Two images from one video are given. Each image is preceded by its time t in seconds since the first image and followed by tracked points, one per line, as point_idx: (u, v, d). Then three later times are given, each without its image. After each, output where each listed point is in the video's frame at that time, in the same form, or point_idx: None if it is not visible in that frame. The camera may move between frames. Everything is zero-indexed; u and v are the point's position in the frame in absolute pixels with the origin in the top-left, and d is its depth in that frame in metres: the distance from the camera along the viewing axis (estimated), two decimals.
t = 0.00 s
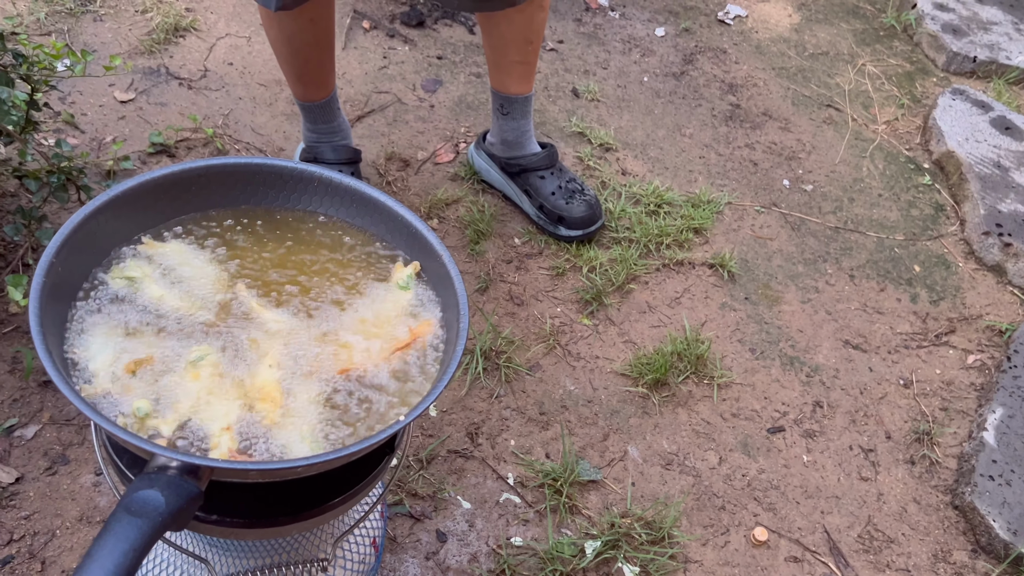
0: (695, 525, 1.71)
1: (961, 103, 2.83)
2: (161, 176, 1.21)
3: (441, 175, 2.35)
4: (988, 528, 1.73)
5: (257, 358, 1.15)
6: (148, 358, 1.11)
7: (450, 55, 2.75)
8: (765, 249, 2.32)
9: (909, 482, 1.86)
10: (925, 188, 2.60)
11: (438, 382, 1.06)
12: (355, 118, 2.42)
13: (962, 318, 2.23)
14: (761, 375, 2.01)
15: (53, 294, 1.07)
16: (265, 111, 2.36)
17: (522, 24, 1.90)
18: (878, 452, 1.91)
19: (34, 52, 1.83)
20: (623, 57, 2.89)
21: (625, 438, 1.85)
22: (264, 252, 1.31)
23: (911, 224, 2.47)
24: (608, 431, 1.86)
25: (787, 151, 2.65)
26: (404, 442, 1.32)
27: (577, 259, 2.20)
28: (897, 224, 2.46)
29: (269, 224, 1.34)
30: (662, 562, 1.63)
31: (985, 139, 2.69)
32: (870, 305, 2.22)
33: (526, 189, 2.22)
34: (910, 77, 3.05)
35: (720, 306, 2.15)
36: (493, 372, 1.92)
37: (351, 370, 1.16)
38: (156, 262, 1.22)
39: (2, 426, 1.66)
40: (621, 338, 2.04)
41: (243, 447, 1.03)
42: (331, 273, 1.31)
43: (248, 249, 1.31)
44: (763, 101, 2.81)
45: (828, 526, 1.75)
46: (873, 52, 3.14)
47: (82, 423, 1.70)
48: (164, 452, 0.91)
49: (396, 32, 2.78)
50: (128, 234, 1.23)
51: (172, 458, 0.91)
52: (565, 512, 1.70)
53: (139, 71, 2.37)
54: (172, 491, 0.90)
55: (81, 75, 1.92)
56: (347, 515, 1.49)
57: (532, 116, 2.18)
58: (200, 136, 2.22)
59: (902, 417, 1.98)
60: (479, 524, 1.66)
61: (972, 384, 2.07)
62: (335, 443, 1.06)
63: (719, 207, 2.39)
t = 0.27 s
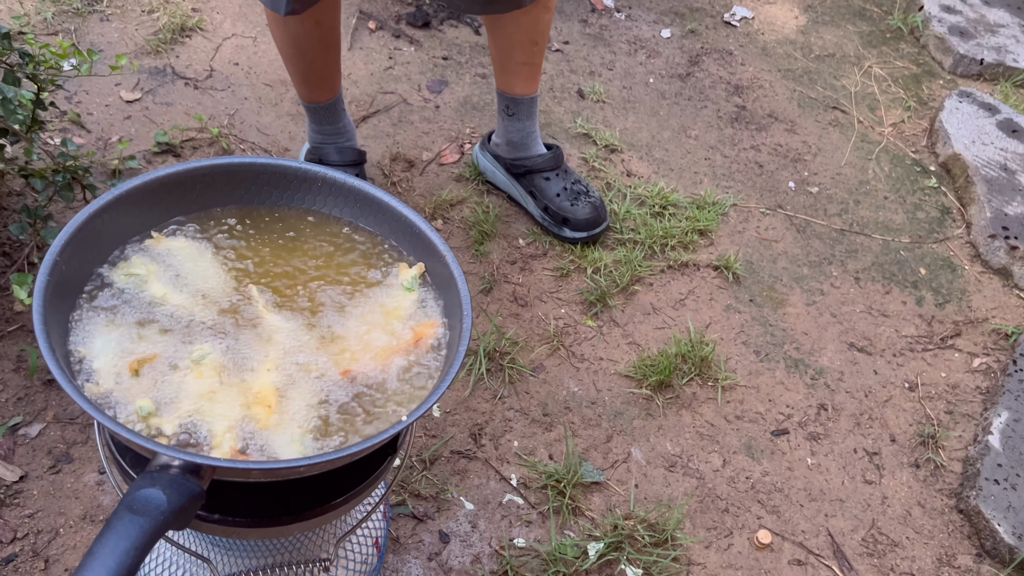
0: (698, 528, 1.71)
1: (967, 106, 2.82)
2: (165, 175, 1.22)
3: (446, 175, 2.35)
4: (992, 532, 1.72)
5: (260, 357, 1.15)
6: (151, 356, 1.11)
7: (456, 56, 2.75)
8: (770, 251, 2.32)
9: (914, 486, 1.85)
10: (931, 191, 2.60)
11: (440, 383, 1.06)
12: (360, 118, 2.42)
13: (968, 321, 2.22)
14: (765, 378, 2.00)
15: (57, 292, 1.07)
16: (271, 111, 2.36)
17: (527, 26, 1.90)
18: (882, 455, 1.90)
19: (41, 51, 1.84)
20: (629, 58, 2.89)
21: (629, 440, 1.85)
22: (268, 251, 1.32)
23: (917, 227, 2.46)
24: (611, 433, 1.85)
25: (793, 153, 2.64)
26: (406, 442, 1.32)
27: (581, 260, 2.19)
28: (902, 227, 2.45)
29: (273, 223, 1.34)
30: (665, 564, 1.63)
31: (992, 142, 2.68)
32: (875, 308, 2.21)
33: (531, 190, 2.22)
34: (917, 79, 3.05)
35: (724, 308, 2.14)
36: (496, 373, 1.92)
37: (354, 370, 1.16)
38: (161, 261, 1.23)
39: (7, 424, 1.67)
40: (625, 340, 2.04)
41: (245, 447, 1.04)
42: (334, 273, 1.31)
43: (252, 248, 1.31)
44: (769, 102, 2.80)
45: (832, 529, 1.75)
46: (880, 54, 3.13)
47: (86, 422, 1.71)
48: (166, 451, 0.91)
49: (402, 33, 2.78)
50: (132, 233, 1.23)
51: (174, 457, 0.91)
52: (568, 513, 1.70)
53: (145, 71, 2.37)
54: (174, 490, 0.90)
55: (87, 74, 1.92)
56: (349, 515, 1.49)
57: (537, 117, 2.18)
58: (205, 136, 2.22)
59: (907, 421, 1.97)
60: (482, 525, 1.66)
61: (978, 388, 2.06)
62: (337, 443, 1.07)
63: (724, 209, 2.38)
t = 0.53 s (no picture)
0: (700, 530, 1.70)
1: (973, 109, 2.81)
2: (168, 176, 1.22)
3: (450, 177, 2.35)
4: (996, 537, 1.72)
5: (261, 358, 1.15)
6: (153, 357, 1.11)
7: (460, 58, 2.75)
8: (774, 254, 2.31)
9: (917, 490, 1.84)
10: (936, 194, 2.59)
11: (441, 385, 1.07)
12: (365, 120, 2.43)
13: (972, 325, 2.21)
14: (768, 381, 2.00)
15: (60, 292, 1.08)
16: (275, 112, 2.37)
17: (534, 31, 1.90)
18: (885, 458, 1.89)
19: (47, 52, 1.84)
20: (633, 60, 2.89)
21: (631, 442, 1.84)
22: (271, 253, 1.32)
23: (922, 230, 2.46)
24: (614, 435, 1.85)
25: (797, 155, 2.63)
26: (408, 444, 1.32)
27: (585, 262, 2.19)
28: (907, 230, 2.45)
29: (275, 225, 1.34)
30: (666, 567, 1.63)
31: (997, 145, 2.67)
32: (879, 311, 2.21)
33: (533, 192, 2.22)
34: (922, 82, 3.04)
35: (728, 310, 2.14)
36: (499, 374, 1.92)
37: (355, 372, 1.17)
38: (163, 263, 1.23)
39: (10, 424, 1.67)
40: (628, 342, 2.04)
41: (246, 448, 1.04)
42: (337, 274, 1.31)
43: (254, 250, 1.31)
44: (774, 105, 2.80)
45: (835, 532, 1.74)
46: (885, 57, 3.12)
47: (89, 422, 1.72)
48: (167, 452, 0.91)
49: (406, 34, 2.78)
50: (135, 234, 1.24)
51: (174, 458, 0.91)
52: (570, 515, 1.69)
53: (150, 71, 2.38)
54: (174, 490, 0.90)
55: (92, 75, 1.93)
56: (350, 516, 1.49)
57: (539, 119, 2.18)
58: (210, 136, 2.23)
59: (910, 424, 1.97)
60: (483, 526, 1.66)
61: (982, 392, 2.06)
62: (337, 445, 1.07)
63: (728, 211, 2.38)
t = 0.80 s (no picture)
0: (705, 533, 1.70)
1: (979, 112, 2.81)
2: (176, 177, 1.22)
3: (455, 178, 2.35)
4: (1001, 541, 1.72)
5: (268, 360, 1.16)
6: (161, 357, 1.12)
7: (466, 59, 2.76)
8: (780, 257, 2.31)
9: (922, 493, 1.84)
10: (941, 198, 2.58)
11: (447, 386, 1.07)
12: (371, 121, 2.43)
13: (978, 328, 2.21)
14: (773, 384, 2.00)
15: (68, 292, 1.08)
16: (281, 113, 2.37)
17: (557, 32, 1.91)
18: (890, 462, 1.89)
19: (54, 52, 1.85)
20: (639, 62, 2.89)
21: (636, 444, 1.84)
22: (278, 254, 1.32)
23: (927, 233, 2.45)
24: (618, 437, 1.85)
25: (803, 158, 2.63)
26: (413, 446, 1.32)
27: (590, 264, 2.19)
28: (912, 233, 2.44)
29: (282, 226, 1.34)
30: (671, 569, 1.63)
31: (1003, 149, 2.66)
32: (885, 314, 2.20)
33: (556, 188, 2.24)
34: (928, 85, 3.03)
35: (733, 313, 2.14)
36: (504, 376, 1.92)
37: (362, 374, 1.17)
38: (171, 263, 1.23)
39: (16, 423, 1.68)
40: (633, 344, 2.04)
41: (253, 448, 1.04)
42: (343, 276, 1.32)
43: (261, 251, 1.32)
44: (779, 107, 2.80)
45: (839, 536, 1.74)
46: (891, 59, 3.12)
47: (95, 421, 1.72)
48: (174, 452, 0.92)
49: (412, 36, 2.79)
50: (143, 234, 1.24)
51: (181, 458, 0.92)
52: (575, 517, 1.69)
53: (157, 72, 2.39)
54: (181, 490, 0.90)
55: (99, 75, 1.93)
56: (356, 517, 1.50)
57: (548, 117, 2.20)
58: (216, 137, 2.24)
59: (915, 428, 1.97)
60: (488, 528, 1.66)
61: (987, 396, 2.05)
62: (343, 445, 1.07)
63: (733, 214, 2.38)
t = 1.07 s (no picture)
0: (711, 534, 1.70)
1: (986, 115, 2.80)
2: (186, 175, 1.22)
3: (461, 179, 2.36)
4: (1007, 544, 1.71)
5: (277, 358, 1.16)
6: (170, 354, 1.12)
7: (473, 60, 2.76)
8: (786, 258, 2.31)
9: (928, 496, 1.84)
10: (948, 200, 2.58)
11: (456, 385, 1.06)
12: (377, 121, 2.44)
13: (984, 331, 2.21)
14: (780, 385, 2.00)
15: (78, 289, 1.08)
16: (288, 113, 2.38)
17: (584, 39, 1.92)
18: (897, 464, 1.89)
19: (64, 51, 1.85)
20: (646, 64, 2.89)
21: (642, 445, 1.84)
22: (286, 253, 1.32)
23: (934, 236, 2.45)
24: (624, 438, 1.85)
25: (809, 160, 2.63)
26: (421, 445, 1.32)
27: (596, 265, 2.19)
28: (919, 236, 2.44)
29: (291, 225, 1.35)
30: (676, 570, 1.62)
31: (1010, 151, 2.66)
32: (891, 317, 2.20)
33: (570, 192, 2.25)
34: (935, 88, 3.03)
35: (739, 315, 2.14)
36: (510, 376, 1.92)
37: (370, 373, 1.17)
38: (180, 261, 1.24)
39: (23, 420, 1.68)
40: (639, 345, 2.04)
41: (261, 446, 1.04)
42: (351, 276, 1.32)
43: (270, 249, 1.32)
44: (785, 109, 2.80)
45: (846, 538, 1.74)
46: (898, 62, 3.12)
47: (101, 419, 1.72)
48: (184, 449, 0.92)
49: (419, 36, 2.79)
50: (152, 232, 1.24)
51: (191, 455, 0.92)
52: (580, 518, 1.69)
53: (164, 71, 2.39)
54: (190, 487, 0.90)
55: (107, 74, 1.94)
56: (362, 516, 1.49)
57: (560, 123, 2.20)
58: (223, 136, 2.24)
59: (922, 431, 1.96)
60: (493, 528, 1.66)
61: (994, 398, 2.05)
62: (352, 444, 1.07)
63: (739, 215, 2.38)
